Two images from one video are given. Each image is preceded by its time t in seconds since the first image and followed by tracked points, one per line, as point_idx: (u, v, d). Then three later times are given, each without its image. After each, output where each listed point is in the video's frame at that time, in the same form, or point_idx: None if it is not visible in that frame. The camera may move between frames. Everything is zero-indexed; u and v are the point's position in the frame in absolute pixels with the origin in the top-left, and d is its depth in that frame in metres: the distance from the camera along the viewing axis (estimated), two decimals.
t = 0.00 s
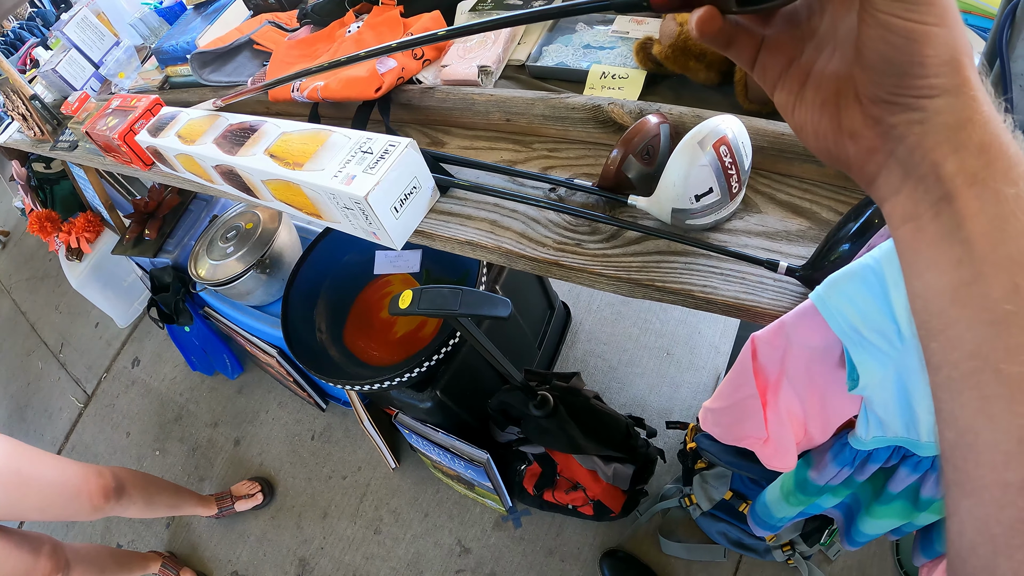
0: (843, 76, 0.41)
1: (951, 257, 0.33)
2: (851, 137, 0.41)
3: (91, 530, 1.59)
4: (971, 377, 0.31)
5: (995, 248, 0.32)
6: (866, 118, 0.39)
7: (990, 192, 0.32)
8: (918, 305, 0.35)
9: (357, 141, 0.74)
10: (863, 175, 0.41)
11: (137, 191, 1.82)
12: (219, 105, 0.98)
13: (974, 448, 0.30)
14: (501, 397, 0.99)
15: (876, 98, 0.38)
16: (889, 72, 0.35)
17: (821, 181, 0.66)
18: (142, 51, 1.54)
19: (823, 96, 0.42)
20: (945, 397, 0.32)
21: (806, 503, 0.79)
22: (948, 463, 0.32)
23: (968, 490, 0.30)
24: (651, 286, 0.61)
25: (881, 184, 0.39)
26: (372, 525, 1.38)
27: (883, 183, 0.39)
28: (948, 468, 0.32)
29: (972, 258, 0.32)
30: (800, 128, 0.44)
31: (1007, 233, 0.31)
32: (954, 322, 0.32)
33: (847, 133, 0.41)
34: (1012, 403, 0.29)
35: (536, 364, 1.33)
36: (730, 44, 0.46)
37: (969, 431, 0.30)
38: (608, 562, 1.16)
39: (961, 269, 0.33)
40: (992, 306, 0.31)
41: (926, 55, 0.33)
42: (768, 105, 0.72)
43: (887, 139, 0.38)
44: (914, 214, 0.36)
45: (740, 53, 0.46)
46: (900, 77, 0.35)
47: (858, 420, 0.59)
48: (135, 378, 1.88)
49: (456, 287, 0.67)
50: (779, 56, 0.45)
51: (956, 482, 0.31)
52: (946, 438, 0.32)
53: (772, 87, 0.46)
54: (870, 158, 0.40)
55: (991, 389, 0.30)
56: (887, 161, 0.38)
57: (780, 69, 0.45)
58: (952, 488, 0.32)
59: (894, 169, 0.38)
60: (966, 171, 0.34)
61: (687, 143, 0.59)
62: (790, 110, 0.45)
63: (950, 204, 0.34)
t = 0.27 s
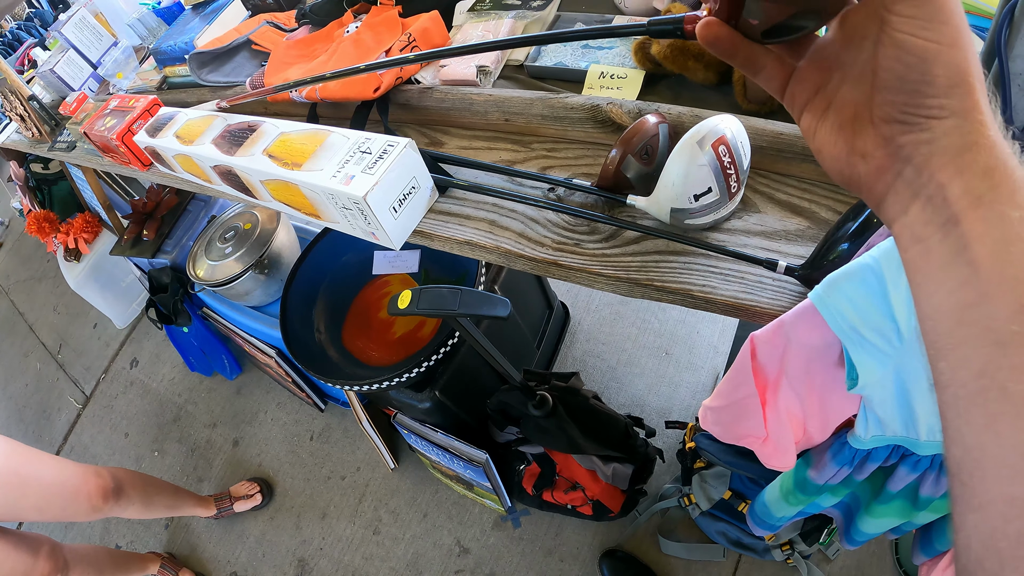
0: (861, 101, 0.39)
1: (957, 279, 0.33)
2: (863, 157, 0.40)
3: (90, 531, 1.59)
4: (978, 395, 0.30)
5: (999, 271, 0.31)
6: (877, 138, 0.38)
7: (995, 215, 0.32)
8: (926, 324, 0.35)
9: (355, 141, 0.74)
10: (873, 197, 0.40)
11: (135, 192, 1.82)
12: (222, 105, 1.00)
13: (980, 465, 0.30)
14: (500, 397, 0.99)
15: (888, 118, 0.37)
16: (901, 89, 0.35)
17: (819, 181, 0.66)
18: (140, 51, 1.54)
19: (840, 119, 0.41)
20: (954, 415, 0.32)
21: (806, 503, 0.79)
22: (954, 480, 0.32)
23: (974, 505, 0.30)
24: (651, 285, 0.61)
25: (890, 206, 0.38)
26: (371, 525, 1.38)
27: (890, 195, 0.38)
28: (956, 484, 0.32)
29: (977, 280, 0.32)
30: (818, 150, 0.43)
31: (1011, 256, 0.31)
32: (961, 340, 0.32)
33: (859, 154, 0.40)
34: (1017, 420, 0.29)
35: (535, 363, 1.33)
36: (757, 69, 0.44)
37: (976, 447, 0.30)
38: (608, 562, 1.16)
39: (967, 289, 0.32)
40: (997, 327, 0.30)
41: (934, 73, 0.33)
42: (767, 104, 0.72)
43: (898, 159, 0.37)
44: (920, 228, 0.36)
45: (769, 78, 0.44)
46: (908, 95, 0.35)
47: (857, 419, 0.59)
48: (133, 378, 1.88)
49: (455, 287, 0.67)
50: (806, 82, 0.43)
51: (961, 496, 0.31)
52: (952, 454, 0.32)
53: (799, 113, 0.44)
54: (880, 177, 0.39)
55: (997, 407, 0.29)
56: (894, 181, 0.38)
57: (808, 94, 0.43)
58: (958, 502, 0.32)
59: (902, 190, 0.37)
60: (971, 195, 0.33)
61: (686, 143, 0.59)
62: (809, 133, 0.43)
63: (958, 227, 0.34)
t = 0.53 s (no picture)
0: (853, 105, 0.39)
1: (948, 283, 0.33)
2: (852, 160, 0.40)
3: (89, 531, 1.58)
4: (972, 398, 0.30)
5: (989, 275, 0.31)
6: (865, 142, 0.38)
7: (983, 220, 0.32)
8: (921, 325, 0.34)
9: (355, 140, 0.74)
10: (865, 200, 0.40)
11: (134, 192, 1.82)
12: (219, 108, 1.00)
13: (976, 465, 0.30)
14: (500, 396, 0.98)
15: (875, 124, 0.37)
16: (887, 99, 0.35)
17: (818, 180, 0.66)
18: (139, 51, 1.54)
19: (833, 122, 0.41)
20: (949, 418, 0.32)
21: (806, 502, 0.79)
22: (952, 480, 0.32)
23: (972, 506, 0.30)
24: (652, 284, 0.61)
25: (883, 209, 0.39)
26: (371, 526, 1.38)
27: (883, 197, 0.38)
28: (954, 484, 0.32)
29: (968, 286, 0.32)
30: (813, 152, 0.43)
31: (1000, 260, 0.31)
32: (954, 344, 0.32)
33: (850, 158, 0.40)
34: (1011, 422, 0.28)
35: (535, 363, 1.33)
36: (757, 73, 0.46)
37: (971, 448, 0.30)
38: (608, 562, 1.16)
39: (959, 294, 0.32)
40: (988, 331, 0.31)
41: (923, 84, 0.32)
42: (767, 104, 0.72)
43: (886, 164, 0.38)
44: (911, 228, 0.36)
45: (767, 82, 0.45)
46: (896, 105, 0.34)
47: (858, 418, 0.59)
48: (132, 379, 1.88)
49: (455, 286, 0.67)
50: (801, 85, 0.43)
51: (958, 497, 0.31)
52: (950, 454, 0.32)
53: (798, 115, 0.45)
54: (870, 183, 0.39)
55: (991, 409, 0.29)
56: (884, 187, 0.38)
57: (803, 97, 0.43)
58: (955, 502, 0.32)
59: (892, 195, 0.38)
60: (958, 200, 0.33)
61: (687, 141, 0.59)
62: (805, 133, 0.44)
63: (946, 232, 0.34)
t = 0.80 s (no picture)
0: (848, 97, 0.41)
1: (944, 281, 0.33)
2: (848, 156, 0.41)
3: (88, 532, 1.58)
4: (967, 397, 0.30)
5: (985, 272, 0.31)
6: (860, 138, 0.40)
7: (978, 216, 0.32)
8: (919, 322, 0.34)
9: (354, 140, 0.74)
10: (862, 193, 0.41)
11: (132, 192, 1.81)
12: (217, 107, 0.99)
13: (971, 465, 0.30)
14: (500, 397, 0.98)
15: (867, 120, 0.38)
16: (876, 95, 0.36)
17: (816, 179, 0.66)
18: (137, 51, 1.54)
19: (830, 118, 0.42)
20: (945, 417, 0.32)
21: (805, 501, 0.79)
22: (948, 478, 0.32)
23: (967, 505, 0.30)
24: (651, 284, 0.61)
25: (880, 204, 0.39)
26: (370, 526, 1.38)
27: (879, 195, 0.39)
28: (950, 482, 0.32)
29: (963, 283, 0.32)
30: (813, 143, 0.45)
31: (995, 258, 0.31)
32: (949, 341, 0.32)
33: (846, 154, 0.41)
34: (1006, 422, 0.29)
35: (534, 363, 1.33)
36: (757, 67, 0.48)
37: (965, 447, 0.30)
38: (607, 561, 1.16)
39: (955, 292, 0.32)
40: (984, 329, 0.31)
41: (907, 77, 0.34)
42: (766, 103, 0.72)
43: (881, 160, 0.38)
44: (906, 226, 0.36)
45: (768, 75, 0.48)
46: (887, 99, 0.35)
47: (857, 417, 0.59)
48: (130, 379, 1.87)
49: (455, 285, 0.67)
50: (799, 77, 0.46)
51: (953, 495, 0.31)
52: (945, 453, 0.32)
53: (799, 106, 0.47)
54: (866, 178, 0.40)
55: (987, 409, 0.29)
56: (879, 181, 0.39)
57: (802, 89, 0.45)
58: (952, 501, 0.32)
59: (888, 191, 0.38)
60: (953, 196, 0.33)
61: (686, 141, 0.59)
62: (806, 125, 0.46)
63: (941, 228, 0.33)
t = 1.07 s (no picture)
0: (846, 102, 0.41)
1: (938, 284, 0.33)
2: (844, 159, 0.42)
3: (86, 532, 1.58)
4: (961, 401, 0.31)
5: (980, 277, 0.31)
6: (857, 142, 0.40)
7: (973, 219, 0.32)
8: (914, 326, 0.35)
9: (352, 141, 0.74)
10: (857, 197, 0.41)
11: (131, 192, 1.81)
12: (217, 106, 0.98)
13: (965, 468, 0.30)
14: (497, 397, 0.99)
15: (862, 123, 0.39)
16: (870, 98, 0.37)
17: (813, 180, 0.67)
18: (136, 51, 1.54)
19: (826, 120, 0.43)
20: (939, 421, 0.32)
21: (802, 502, 0.79)
22: (941, 481, 0.32)
23: (960, 508, 0.30)
24: (648, 285, 0.61)
25: (875, 207, 0.39)
26: (368, 526, 1.38)
27: (875, 198, 0.39)
28: (944, 485, 0.32)
29: (958, 287, 0.32)
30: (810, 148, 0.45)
31: (989, 262, 0.31)
32: (944, 345, 0.32)
33: (842, 156, 0.42)
34: (999, 425, 0.29)
35: (532, 363, 1.33)
36: (757, 75, 0.47)
37: (959, 451, 0.30)
38: (604, 562, 1.16)
39: (949, 296, 0.32)
40: (978, 334, 0.31)
41: (900, 80, 0.34)
42: (762, 104, 0.72)
43: (875, 164, 0.38)
44: (900, 229, 0.36)
45: (769, 84, 0.47)
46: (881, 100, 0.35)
47: (854, 418, 0.60)
48: (129, 379, 1.87)
49: (452, 286, 0.67)
50: (801, 85, 0.45)
51: (947, 497, 0.31)
52: (939, 457, 0.32)
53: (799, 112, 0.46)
54: (861, 181, 0.40)
55: (980, 413, 0.30)
56: (875, 185, 0.39)
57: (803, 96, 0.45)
58: (945, 505, 0.32)
59: (884, 194, 0.38)
60: (947, 200, 0.33)
61: (684, 142, 0.59)
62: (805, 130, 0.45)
63: (935, 232, 0.34)
